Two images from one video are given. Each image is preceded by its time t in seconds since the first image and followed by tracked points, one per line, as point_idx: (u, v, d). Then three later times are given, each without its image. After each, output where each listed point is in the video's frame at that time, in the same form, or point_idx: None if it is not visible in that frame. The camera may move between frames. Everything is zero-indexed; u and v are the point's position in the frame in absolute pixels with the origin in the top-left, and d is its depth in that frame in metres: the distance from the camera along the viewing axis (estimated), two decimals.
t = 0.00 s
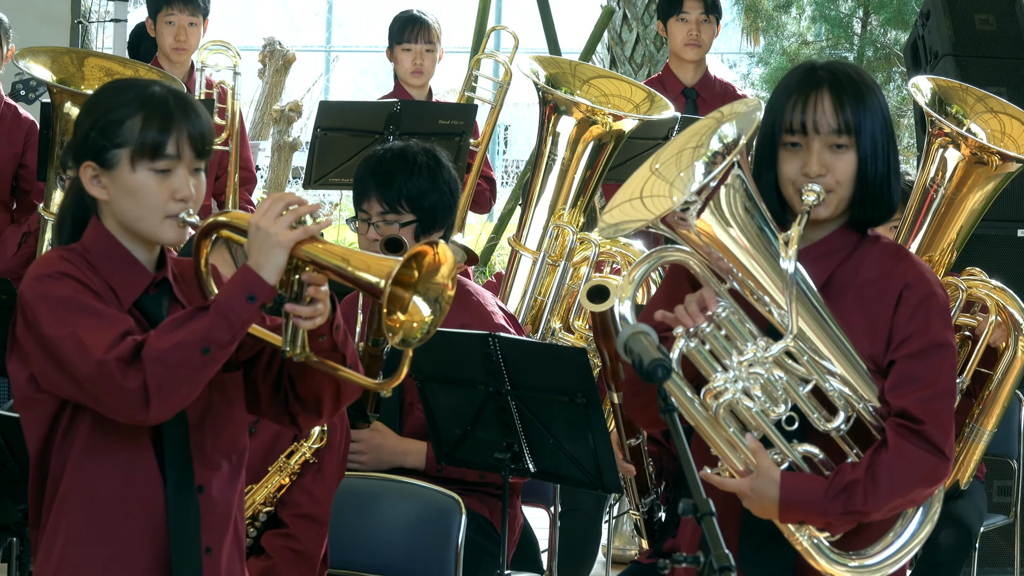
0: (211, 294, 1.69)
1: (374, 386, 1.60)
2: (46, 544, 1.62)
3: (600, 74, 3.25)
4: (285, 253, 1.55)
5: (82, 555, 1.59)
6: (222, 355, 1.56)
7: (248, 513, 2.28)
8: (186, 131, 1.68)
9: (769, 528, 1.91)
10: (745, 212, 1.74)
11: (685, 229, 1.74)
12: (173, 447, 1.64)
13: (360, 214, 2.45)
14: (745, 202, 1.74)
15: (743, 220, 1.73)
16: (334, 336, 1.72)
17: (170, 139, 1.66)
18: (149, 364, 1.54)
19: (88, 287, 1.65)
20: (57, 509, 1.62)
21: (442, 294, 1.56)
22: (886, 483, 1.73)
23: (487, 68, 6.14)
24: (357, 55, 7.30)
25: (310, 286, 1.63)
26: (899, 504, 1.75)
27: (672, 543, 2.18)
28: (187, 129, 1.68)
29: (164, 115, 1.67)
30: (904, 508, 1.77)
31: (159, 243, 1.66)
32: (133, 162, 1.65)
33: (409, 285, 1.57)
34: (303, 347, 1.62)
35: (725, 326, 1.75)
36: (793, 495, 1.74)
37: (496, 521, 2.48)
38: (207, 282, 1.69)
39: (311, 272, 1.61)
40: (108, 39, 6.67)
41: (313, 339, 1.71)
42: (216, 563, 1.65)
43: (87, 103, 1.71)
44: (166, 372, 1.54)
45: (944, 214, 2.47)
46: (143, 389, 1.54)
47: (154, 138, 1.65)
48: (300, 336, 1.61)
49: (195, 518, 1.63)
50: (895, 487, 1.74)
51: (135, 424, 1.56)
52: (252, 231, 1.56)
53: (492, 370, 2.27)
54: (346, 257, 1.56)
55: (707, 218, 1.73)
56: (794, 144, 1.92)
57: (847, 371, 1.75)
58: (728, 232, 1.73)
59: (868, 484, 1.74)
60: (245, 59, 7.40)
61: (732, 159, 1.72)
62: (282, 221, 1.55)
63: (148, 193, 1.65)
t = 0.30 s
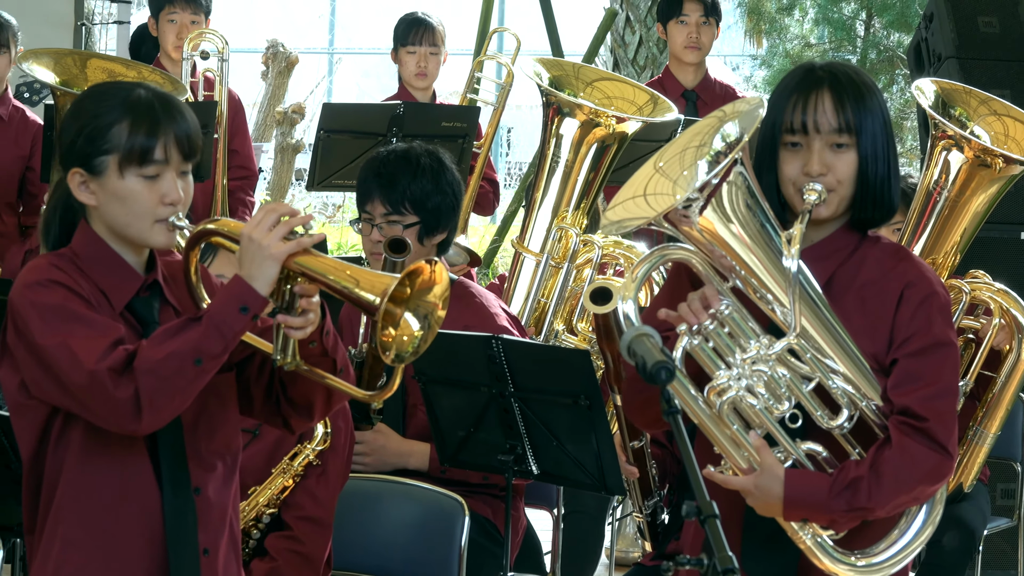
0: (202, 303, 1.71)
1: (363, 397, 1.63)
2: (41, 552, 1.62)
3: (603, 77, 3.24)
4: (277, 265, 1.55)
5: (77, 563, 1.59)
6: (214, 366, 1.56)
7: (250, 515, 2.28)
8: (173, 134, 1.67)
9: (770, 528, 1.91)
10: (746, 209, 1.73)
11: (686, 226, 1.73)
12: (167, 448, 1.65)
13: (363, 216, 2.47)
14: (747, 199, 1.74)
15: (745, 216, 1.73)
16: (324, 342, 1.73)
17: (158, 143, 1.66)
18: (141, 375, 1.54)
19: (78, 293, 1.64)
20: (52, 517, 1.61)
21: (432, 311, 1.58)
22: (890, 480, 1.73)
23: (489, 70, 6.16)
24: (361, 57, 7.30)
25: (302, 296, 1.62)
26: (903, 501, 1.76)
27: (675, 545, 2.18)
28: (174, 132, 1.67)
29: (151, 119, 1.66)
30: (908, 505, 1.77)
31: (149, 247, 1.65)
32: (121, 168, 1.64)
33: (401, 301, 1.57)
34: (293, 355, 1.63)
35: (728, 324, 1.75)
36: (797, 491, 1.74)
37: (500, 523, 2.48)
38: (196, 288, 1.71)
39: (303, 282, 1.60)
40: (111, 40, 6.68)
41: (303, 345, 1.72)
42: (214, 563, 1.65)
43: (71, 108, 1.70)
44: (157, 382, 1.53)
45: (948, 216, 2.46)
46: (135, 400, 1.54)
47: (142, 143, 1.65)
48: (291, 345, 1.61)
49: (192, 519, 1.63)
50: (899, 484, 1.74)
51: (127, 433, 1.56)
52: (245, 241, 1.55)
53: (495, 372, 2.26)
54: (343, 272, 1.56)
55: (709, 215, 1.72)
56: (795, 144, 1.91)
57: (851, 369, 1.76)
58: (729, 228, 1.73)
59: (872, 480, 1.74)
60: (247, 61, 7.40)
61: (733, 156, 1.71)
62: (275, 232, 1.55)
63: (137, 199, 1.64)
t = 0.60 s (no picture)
0: (204, 303, 1.70)
1: (360, 400, 1.61)
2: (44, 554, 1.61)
3: (617, 75, 3.25)
4: (274, 268, 1.54)
5: (81, 563, 1.58)
6: (210, 369, 1.56)
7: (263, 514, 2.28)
8: (171, 131, 1.67)
9: (779, 528, 1.90)
10: (753, 201, 1.73)
11: (694, 218, 1.74)
12: (171, 446, 1.64)
13: (376, 213, 2.50)
14: (754, 191, 1.74)
15: (751, 208, 1.73)
16: (326, 341, 1.72)
17: (156, 141, 1.65)
18: (137, 377, 1.53)
19: (78, 294, 1.63)
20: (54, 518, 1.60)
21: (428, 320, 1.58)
22: (899, 473, 1.73)
23: (501, 68, 6.12)
24: (372, 55, 7.29)
25: (300, 299, 1.60)
26: (913, 494, 1.74)
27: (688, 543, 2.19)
28: (172, 129, 1.67)
29: (148, 117, 1.65)
30: (917, 498, 1.76)
31: (151, 246, 1.65)
32: (120, 167, 1.64)
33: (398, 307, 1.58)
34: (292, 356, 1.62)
35: (737, 317, 1.74)
36: (807, 484, 1.73)
37: (513, 521, 2.49)
38: (196, 288, 1.70)
39: (301, 286, 1.59)
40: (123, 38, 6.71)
41: (303, 345, 1.72)
42: (219, 562, 1.65)
43: (68, 108, 1.69)
44: (154, 385, 1.53)
45: (961, 214, 2.47)
46: (132, 402, 1.54)
47: (140, 141, 1.64)
48: (290, 347, 1.61)
49: (196, 518, 1.63)
50: (909, 478, 1.73)
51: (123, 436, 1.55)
52: (243, 244, 1.54)
53: (508, 371, 2.26)
54: (341, 278, 1.56)
55: (717, 208, 1.73)
56: (803, 140, 1.91)
57: (860, 364, 1.74)
58: (735, 217, 1.73)
59: (882, 473, 1.73)
60: (259, 59, 7.42)
61: (741, 147, 1.71)
62: (273, 235, 1.54)
63: (137, 198, 1.64)
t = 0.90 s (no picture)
0: (203, 296, 1.67)
1: (363, 392, 1.60)
2: (45, 551, 1.60)
3: (626, 74, 3.26)
4: (272, 262, 1.52)
5: (82, 560, 1.57)
6: (209, 363, 1.54)
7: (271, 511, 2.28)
8: (166, 125, 1.65)
9: (788, 520, 1.86)
10: (755, 189, 1.71)
11: (697, 208, 1.71)
12: (172, 444, 1.62)
13: (386, 210, 2.53)
14: (756, 180, 1.72)
15: (753, 196, 1.71)
16: (327, 332, 1.70)
17: (152, 136, 1.63)
18: (135, 371, 1.51)
19: (76, 291, 1.61)
20: (56, 515, 1.59)
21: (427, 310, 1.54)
22: (904, 464, 1.70)
23: (510, 67, 6.07)
24: (380, 53, 7.28)
25: (299, 292, 1.59)
26: (917, 485, 1.72)
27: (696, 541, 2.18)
28: (167, 123, 1.65)
29: (143, 112, 1.64)
30: (922, 490, 1.73)
31: (149, 241, 1.63)
32: (116, 163, 1.62)
33: (396, 298, 1.54)
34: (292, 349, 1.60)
35: (741, 308, 1.74)
36: (810, 475, 1.71)
37: (520, 520, 2.50)
38: (196, 282, 1.67)
39: (299, 278, 1.58)
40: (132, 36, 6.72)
41: (304, 336, 1.69)
42: (217, 560, 1.63)
43: (62, 105, 1.67)
44: (153, 380, 1.51)
45: (969, 212, 2.49)
46: (130, 397, 1.52)
47: (135, 137, 1.62)
48: (289, 340, 1.59)
49: (196, 515, 1.62)
50: (914, 469, 1.70)
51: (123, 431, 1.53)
52: (241, 238, 1.52)
53: (516, 368, 2.26)
54: (337, 269, 1.54)
55: (719, 198, 1.70)
56: (807, 135, 1.90)
57: (865, 357, 1.73)
58: (734, 204, 1.71)
59: (886, 463, 1.71)
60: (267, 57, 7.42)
61: (745, 139, 1.70)
62: (270, 228, 1.52)
63: (133, 193, 1.62)
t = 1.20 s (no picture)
0: (206, 288, 1.67)
1: (369, 377, 1.57)
2: (44, 546, 1.59)
3: (631, 71, 3.26)
4: (276, 251, 1.52)
5: (82, 555, 1.57)
6: (213, 352, 1.54)
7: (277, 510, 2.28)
8: (162, 119, 1.64)
9: (790, 520, 1.86)
10: (752, 182, 1.71)
11: (696, 201, 1.72)
12: (171, 438, 1.62)
13: (394, 208, 2.55)
14: (755, 173, 1.71)
15: (751, 188, 1.71)
16: (332, 319, 1.70)
17: (148, 129, 1.63)
18: (139, 360, 1.51)
19: (77, 283, 1.60)
20: (56, 509, 1.59)
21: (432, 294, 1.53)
22: (904, 457, 1.68)
23: (515, 64, 6.06)
24: (385, 51, 7.29)
25: (303, 280, 1.59)
26: (918, 480, 1.70)
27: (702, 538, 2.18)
28: (163, 116, 1.65)
29: (138, 105, 1.63)
30: (923, 485, 1.71)
31: (149, 235, 1.63)
32: (114, 156, 1.62)
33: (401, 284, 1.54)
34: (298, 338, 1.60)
35: (742, 303, 1.74)
36: (811, 467, 1.69)
37: (526, 518, 2.51)
38: (197, 273, 1.67)
39: (303, 267, 1.57)
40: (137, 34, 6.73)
41: (310, 324, 1.69)
42: (214, 556, 1.62)
43: (57, 101, 1.67)
44: (156, 368, 1.50)
45: (974, 210, 2.51)
46: (134, 385, 1.51)
47: (132, 130, 1.62)
48: (294, 329, 1.59)
49: (193, 511, 1.61)
50: (914, 464, 1.69)
51: (126, 421, 1.53)
52: (243, 227, 1.52)
53: (521, 366, 2.26)
54: (343, 257, 1.53)
55: (718, 190, 1.71)
56: (809, 131, 1.88)
57: (866, 351, 1.71)
58: (732, 196, 1.71)
59: (886, 456, 1.69)
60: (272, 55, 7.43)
61: (744, 132, 1.69)
62: (273, 217, 1.51)
63: (132, 186, 1.62)
